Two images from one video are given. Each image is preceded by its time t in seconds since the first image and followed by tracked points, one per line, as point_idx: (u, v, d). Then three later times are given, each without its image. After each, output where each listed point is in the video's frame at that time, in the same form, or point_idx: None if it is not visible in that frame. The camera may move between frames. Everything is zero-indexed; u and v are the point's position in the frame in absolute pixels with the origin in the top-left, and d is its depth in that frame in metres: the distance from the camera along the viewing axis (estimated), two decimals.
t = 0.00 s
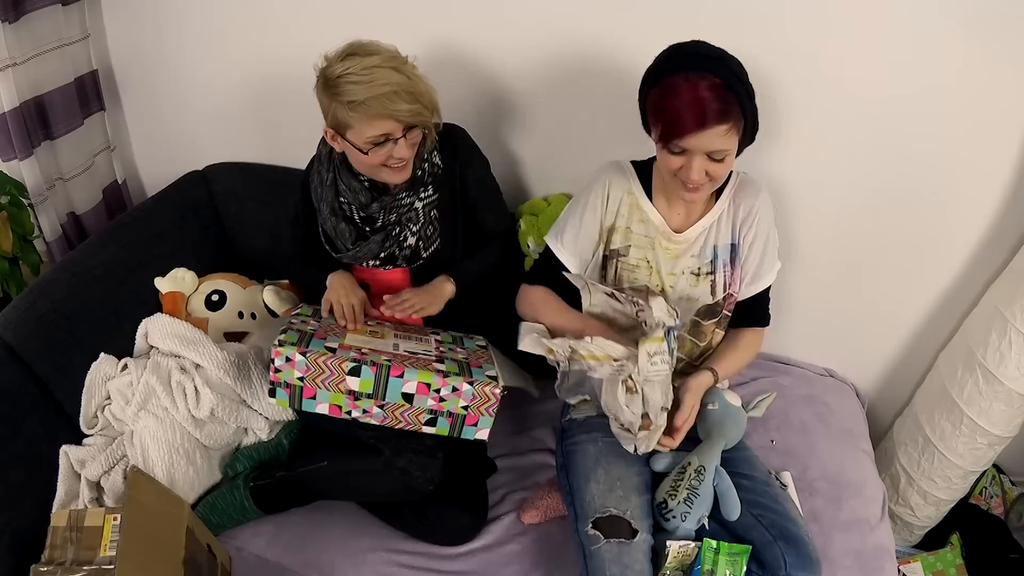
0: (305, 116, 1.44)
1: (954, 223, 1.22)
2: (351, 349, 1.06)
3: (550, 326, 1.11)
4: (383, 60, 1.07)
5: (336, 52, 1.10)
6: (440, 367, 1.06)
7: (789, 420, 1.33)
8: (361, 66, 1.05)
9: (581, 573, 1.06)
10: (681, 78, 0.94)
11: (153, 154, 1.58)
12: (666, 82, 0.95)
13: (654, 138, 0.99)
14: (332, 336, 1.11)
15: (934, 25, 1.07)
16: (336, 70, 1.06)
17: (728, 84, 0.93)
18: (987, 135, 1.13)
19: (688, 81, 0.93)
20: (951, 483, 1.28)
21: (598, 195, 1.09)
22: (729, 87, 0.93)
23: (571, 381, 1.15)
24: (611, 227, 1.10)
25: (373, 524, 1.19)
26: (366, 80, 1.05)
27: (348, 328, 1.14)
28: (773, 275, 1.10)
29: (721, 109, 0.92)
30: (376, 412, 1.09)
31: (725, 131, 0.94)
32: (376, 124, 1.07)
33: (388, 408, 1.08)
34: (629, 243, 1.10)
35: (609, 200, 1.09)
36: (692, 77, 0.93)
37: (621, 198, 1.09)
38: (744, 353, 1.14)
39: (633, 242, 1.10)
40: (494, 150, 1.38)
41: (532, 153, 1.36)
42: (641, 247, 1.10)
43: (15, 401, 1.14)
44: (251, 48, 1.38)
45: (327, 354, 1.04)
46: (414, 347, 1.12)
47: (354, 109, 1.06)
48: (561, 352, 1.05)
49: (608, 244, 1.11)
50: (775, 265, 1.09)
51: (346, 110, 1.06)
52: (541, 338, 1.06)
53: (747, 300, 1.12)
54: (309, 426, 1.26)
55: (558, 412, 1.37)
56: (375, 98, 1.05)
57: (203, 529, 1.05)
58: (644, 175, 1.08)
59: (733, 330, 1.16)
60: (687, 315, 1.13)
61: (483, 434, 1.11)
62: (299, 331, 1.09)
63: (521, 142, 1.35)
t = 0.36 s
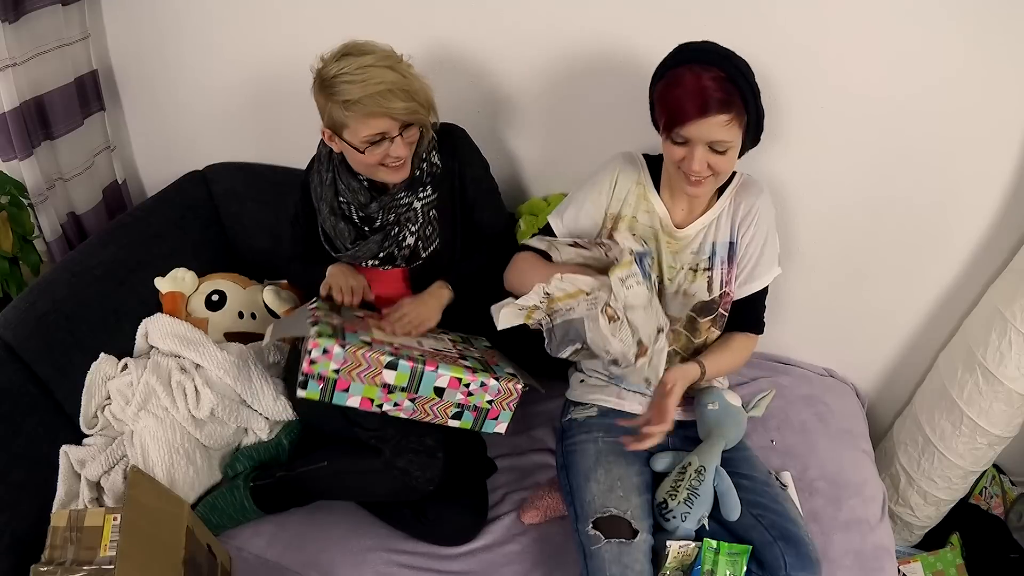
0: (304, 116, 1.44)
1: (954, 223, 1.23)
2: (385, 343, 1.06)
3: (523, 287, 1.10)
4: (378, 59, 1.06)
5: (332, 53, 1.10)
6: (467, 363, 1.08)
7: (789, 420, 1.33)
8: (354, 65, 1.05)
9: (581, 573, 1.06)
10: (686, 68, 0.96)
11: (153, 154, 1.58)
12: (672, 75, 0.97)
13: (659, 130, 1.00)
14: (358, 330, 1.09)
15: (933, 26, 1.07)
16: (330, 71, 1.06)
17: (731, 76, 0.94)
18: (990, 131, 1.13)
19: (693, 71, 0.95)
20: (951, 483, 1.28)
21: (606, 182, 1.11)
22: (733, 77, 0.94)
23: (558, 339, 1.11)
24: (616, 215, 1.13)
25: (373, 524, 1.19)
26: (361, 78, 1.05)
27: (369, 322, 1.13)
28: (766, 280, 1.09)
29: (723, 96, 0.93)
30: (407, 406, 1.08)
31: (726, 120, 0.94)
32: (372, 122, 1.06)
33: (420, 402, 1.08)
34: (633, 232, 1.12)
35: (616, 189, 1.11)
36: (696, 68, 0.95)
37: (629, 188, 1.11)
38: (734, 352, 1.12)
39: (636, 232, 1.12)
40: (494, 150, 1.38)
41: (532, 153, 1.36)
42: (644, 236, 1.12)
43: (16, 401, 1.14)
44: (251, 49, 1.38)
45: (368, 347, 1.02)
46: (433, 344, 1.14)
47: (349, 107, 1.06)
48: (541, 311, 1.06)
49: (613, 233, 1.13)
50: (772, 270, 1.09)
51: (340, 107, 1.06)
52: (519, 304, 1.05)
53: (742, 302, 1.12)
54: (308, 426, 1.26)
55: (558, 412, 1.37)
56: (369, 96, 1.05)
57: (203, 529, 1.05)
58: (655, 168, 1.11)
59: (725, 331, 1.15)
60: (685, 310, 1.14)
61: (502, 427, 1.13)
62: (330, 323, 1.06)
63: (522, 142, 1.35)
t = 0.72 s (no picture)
0: (305, 116, 1.44)
1: (955, 222, 1.22)
2: (391, 350, 1.06)
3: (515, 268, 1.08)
4: (381, 56, 1.07)
5: (337, 50, 1.10)
6: (471, 358, 1.09)
7: (789, 420, 1.33)
8: (357, 62, 1.05)
9: (581, 573, 1.06)
10: (695, 65, 0.96)
11: (153, 154, 1.58)
12: (681, 72, 0.97)
13: (667, 127, 1.01)
14: (363, 338, 1.09)
15: (933, 26, 1.07)
16: (333, 67, 1.06)
17: (739, 75, 0.94)
18: (990, 132, 1.13)
19: (702, 67, 0.95)
20: (951, 483, 1.28)
21: (615, 177, 1.12)
22: (741, 76, 0.94)
23: (552, 323, 1.04)
24: (623, 211, 1.13)
25: (373, 524, 1.19)
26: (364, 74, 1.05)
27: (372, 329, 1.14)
28: (761, 284, 1.08)
29: (730, 93, 0.94)
30: (418, 407, 1.10)
31: (732, 116, 0.94)
32: (375, 118, 1.06)
33: (430, 402, 1.09)
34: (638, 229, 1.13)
35: (625, 185, 1.12)
36: (705, 64, 0.95)
37: (637, 185, 1.12)
38: (721, 347, 1.11)
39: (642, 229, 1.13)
40: (494, 150, 1.38)
41: (532, 153, 1.36)
42: (649, 235, 1.12)
43: (16, 401, 1.14)
44: (252, 49, 1.38)
45: (373, 355, 1.03)
46: (439, 339, 1.15)
47: (352, 102, 1.05)
48: (536, 293, 1.01)
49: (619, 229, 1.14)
50: (768, 275, 1.07)
51: (343, 103, 1.06)
52: (516, 284, 1.00)
53: (738, 302, 1.11)
54: (308, 426, 1.26)
55: (558, 412, 1.37)
56: (372, 92, 1.05)
57: (203, 529, 1.05)
58: (666, 169, 1.12)
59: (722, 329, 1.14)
60: (685, 309, 1.15)
61: (511, 416, 1.14)
62: (334, 335, 1.07)
63: (522, 142, 1.35)
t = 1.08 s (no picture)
0: (305, 116, 1.44)
1: (954, 222, 1.22)
2: (409, 348, 1.08)
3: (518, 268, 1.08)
4: (407, 40, 1.09)
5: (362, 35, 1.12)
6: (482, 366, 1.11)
7: (789, 420, 1.33)
8: (385, 42, 1.07)
9: (581, 573, 1.06)
10: (699, 66, 0.96)
11: (153, 154, 1.58)
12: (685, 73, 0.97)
13: (670, 128, 1.01)
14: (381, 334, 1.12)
15: (933, 27, 1.07)
16: (360, 46, 1.08)
17: (743, 76, 0.95)
18: (989, 131, 1.13)
19: (706, 69, 0.95)
20: (951, 483, 1.28)
21: (616, 177, 1.12)
22: (744, 77, 0.95)
23: (561, 323, 1.04)
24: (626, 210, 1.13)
25: (373, 524, 1.19)
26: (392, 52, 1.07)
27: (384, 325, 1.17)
28: (766, 283, 1.08)
29: (733, 94, 0.94)
30: (427, 407, 1.10)
31: (735, 116, 0.95)
32: (397, 95, 1.07)
33: (439, 403, 1.09)
34: (642, 228, 1.13)
35: (626, 183, 1.12)
36: (709, 66, 0.96)
37: (639, 184, 1.12)
38: (728, 341, 1.11)
39: (645, 228, 1.13)
40: (495, 150, 1.38)
41: (533, 153, 1.36)
42: (652, 234, 1.12)
43: (16, 401, 1.14)
44: (252, 49, 1.38)
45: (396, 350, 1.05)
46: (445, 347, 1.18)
47: (377, 76, 1.06)
48: (538, 298, 1.04)
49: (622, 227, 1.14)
50: (772, 273, 1.08)
51: (369, 78, 1.07)
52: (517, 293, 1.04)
53: (741, 302, 1.12)
54: (308, 426, 1.26)
55: (558, 413, 1.37)
56: (398, 67, 1.06)
57: (203, 529, 1.05)
58: (667, 167, 1.11)
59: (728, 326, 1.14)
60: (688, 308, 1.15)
61: (509, 428, 1.15)
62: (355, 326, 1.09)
63: (523, 142, 1.35)
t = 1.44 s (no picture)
0: (305, 116, 1.44)
1: (955, 223, 1.22)
2: (417, 346, 1.08)
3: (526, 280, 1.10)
4: (422, 36, 1.09)
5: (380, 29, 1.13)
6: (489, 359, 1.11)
7: (789, 420, 1.33)
8: (400, 35, 1.08)
9: (581, 573, 1.06)
10: (720, 73, 0.96)
11: (153, 155, 1.58)
12: (704, 78, 0.97)
13: (682, 130, 1.00)
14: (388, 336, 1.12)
15: (933, 27, 1.07)
16: (376, 38, 1.08)
17: (763, 88, 0.95)
18: (990, 132, 1.13)
19: (727, 77, 0.95)
20: (951, 483, 1.28)
21: (616, 178, 1.12)
22: (765, 90, 0.95)
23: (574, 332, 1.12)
24: (626, 211, 1.13)
25: (372, 524, 1.19)
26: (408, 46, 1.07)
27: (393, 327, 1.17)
28: (768, 284, 1.09)
29: (753, 106, 0.94)
30: (439, 404, 1.10)
31: (753, 131, 0.95)
32: (408, 87, 1.07)
33: (451, 400, 1.10)
34: (641, 230, 1.12)
35: (627, 184, 1.12)
36: (731, 74, 0.95)
37: (640, 184, 1.11)
38: (736, 339, 1.10)
39: (645, 229, 1.12)
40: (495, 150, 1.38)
41: (532, 152, 1.36)
42: (652, 236, 1.12)
43: (15, 401, 1.14)
44: (252, 49, 1.38)
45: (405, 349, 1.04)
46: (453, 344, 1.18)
47: (392, 67, 1.07)
48: (546, 320, 1.07)
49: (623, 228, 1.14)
50: (774, 275, 1.08)
51: (382, 69, 1.07)
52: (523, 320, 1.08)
53: (742, 303, 1.12)
54: (308, 426, 1.26)
55: (557, 413, 1.37)
56: (412, 60, 1.06)
57: (203, 529, 1.05)
58: (667, 168, 1.11)
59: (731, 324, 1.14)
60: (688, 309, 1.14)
61: (521, 416, 1.15)
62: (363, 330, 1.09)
63: (523, 142, 1.35)
